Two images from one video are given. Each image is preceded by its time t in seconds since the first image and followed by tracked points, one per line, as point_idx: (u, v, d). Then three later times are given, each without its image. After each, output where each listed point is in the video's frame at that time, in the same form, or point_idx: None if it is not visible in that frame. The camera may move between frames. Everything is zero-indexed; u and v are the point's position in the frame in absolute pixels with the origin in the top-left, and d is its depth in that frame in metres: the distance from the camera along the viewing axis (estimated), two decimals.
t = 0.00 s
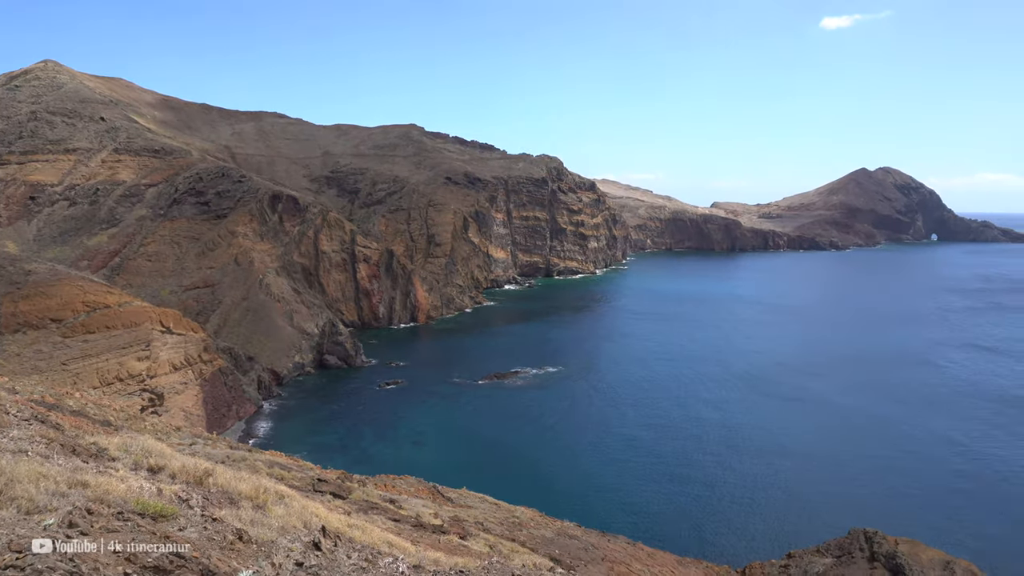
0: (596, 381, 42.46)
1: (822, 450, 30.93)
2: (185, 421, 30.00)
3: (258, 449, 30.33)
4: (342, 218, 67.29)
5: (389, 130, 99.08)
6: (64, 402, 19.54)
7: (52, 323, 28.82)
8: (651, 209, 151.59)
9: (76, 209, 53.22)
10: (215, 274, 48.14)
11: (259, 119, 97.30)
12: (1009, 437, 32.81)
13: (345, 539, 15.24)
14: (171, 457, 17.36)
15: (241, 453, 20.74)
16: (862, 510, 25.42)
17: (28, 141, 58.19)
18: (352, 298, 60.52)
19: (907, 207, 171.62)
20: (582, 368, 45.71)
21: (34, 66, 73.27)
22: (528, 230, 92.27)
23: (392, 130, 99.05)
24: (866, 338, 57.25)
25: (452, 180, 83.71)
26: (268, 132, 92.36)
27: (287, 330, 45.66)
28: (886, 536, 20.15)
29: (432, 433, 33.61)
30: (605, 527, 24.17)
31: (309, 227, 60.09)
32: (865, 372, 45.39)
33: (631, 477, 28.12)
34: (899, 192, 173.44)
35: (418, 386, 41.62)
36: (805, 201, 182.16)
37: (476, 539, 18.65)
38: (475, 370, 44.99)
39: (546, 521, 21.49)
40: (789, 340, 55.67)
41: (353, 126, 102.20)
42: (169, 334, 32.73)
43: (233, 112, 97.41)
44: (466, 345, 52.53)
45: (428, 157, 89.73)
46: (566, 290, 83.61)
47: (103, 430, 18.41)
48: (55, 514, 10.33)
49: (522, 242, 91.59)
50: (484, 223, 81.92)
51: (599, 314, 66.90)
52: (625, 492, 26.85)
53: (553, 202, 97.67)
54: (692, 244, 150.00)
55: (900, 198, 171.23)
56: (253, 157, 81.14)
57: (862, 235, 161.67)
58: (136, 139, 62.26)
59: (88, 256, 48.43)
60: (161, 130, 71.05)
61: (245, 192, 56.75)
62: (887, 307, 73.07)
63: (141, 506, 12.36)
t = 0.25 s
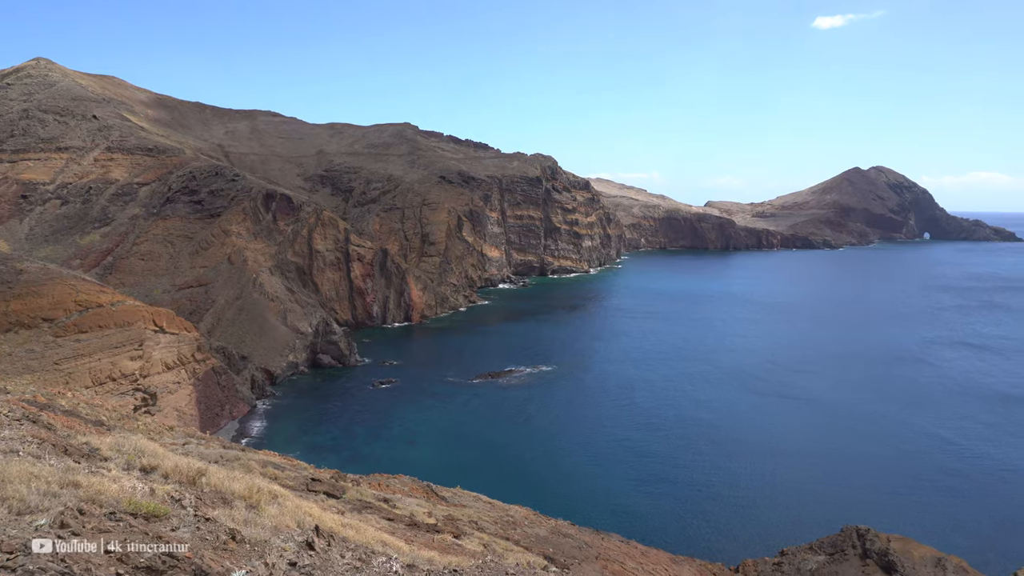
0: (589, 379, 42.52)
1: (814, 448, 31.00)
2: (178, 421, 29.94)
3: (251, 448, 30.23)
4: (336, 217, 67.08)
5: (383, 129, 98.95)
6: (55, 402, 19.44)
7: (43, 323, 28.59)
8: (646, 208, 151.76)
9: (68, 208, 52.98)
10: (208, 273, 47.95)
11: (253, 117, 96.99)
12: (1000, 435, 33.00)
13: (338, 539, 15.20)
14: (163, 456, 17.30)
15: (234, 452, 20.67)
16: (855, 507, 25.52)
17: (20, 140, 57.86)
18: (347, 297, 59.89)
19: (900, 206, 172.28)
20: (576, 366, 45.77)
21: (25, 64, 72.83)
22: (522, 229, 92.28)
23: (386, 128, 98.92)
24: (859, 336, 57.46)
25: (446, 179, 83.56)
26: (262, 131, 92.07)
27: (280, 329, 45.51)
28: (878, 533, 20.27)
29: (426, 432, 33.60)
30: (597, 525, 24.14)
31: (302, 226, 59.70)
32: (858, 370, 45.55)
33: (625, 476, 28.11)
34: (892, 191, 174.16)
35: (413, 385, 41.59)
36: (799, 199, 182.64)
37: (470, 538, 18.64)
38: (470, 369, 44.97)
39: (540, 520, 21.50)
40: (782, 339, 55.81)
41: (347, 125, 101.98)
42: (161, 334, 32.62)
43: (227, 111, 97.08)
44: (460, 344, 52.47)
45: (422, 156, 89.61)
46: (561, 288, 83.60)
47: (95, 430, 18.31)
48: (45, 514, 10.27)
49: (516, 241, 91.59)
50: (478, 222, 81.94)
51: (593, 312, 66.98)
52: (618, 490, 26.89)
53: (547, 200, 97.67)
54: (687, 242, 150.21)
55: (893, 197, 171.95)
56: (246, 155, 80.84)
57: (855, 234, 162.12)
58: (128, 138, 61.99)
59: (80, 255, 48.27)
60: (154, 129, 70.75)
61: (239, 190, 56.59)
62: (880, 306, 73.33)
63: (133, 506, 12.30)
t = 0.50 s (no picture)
0: (580, 379, 42.58)
1: (803, 446, 31.13)
2: (167, 422, 29.79)
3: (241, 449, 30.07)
4: (326, 217, 66.85)
5: (374, 128, 98.73)
6: (41, 403, 19.28)
7: (30, 324, 28.31)
8: (636, 208, 152.10)
9: (55, 208, 52.53)
10: (197, 273, 47.68)
11: (242, 117, 96.52)
12: (987, 432, 33.30)
13: (328, 540, 15.16)
14: (151, 458, 17.16)
15: (223, 454, 20.54)
16: (844, 504, 25.72)
17: (6, 139, 57.31)
18: (337, 297, 59.72)
19: (888, 205, 173.45)
20: (567, 366, 45.82)
21: (12, 62, 72.12)
22: (513, 228, 92.31)
23: (376, 128, 98.72)
24: (848, 335, 57.83)
25: (436, 179, 83.39)
26: (251, 130, 91.63)
27: (270, 330, 45.31)
28: (867, 530, 20.44)
29: (417, 433, 33.55)
30: (587, 525, 24.15)
31: (292, 226, 59.45)
32: (847, 368, 45.85)
33: (615, 475, 28.13)
34: (880, 190, 175.31)
35: (404, 385, 41.51)
36: (788, 199, 183.52)
37: (461, 538, 18.62)
38: (461, 369, 44.93)
39: (531, 520, 21.49)
40: (772, 338, 56.13)
41: (336, 124, 101.65)
42: (150, 334, 32.41)
43: (216, 110, 96.55)
44: (451, 344, 52.42)
45: (413, 155, 89.46)
46: (551, 288, 83.60)
47: (82, 432, 18.17)
48: (32, 517, 10.18)
49: (507, 241, 91.58)
50: (469, 222, 81.89)
51: (584, 312, 67.10)
52: (608, 489, 26.93)
53: (538, 200, 97.73)
54: (677, 242, 150.61)
55: (881, 196, 173.09)
56: (236, 155, 80.40)
57: (844, 233, 163.09)
58: (116, 137, 61.56)
59: (67, 255, 47.88)
60: (142, 128, 70.26)
61: (228, 190, 56.34)
62: (870, 304, 73.81)
63: (122, 509, 12.21)
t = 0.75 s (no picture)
0: (570, 378, 42.68)
1: (792, 444, 31.34)
2: (154, 423, 29.62)
3: (229, 450, 29.89)
4: (315, 217, 66.59)
5: (363, 128, 98.44)
6: (26, 405, 19.08)
7: (15, 325, 27.77)
8: (625, 207, 152.39)
9: (40, 208, 51.99)
10: (185, 273, 47.38)
11: (230, 116, 95.91)
12: (972, 429, 33.67)
13: (317, 541, 15.10)
14: (138, 460, 17.01)
15: (211, 455, 20.40)
16: (832, 501, 25.95)
17: None
18: (325, 297, 59.75)
19: (875, 205, 174.70)
20: (558, 365, 45.89)
21: None
22: (503, 228, 92.32)
23: (366, 127, 98.43)
24: (835, 333, 58.29)
25: (426, 178, 83.12)
26: (239, 130, 91.07)
27: (258, 330, 45.10)
28: (854, 527, 20.63)
29: (406, 432, 33.50)
30: (577, 524, 24.21)
31: (281, 226, 59.40)
32: (835, 366, 46.24)
33: (605, 474, 28.22)
34: (867, 190, 176.51)
35: (395, 385, 41.43)
36: (776, 198, 184.48)
37: (450, 538, 18.61)
38: (452, 369, 44.89)
39: (521, 519, 21.51)
40: (761, 336, 56.50)
41: (325, 124, 101.22)
42: (137, 335, 32.13)
43: (203, 109, 95.83)
44: (442, 343, 52.38)
45: (402, 155, 89.25)
46: (541, 288, 83.72)
47: (68, 434, 18.00)
48: (17, 520, 10.07)
49: (497, 241, 91.59)
50: (458, 221, 81.82)
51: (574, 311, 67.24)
52: (598, 488, 27.01)
53: (527, 200, 97.78)
54: (666, 242, 151.02)
55: (868, 196, 174.29)
56: (223, 154, 79.84)
57: (832, 232, 164.19)
58: (102, 137, 61.01)
59: (53, 256, 47.39)
60: (129, 127, 69.65)
61: (216, 190, 56.05)
62: (857, 303, 74.42)
63: (107, 511, 12.10)
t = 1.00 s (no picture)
0: (560, 376, 42.77)
1: (781, 442, 31.56)
2: (142, 424, 29.47)
3: (218, 451, 29.70)
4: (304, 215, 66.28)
5: (352, 126, 98.03)
6: (10, 406, 18.88)
7: None
8: (615, 206, 152.59)
9: (25, 207, 51.41)
10: (173, 273, 47.07)
11: (218, 114, 95.19)
12: (958, 426, 34.05)
13: (307, 541, 15.05)
14: (125, 460, 16.89)
15: (200, 456, 20.27)
16: (820, 498, 26.16)
17: None
18: (315, 297, 59.56)
19: (862, 203, 175.86)
20: (548, 364, 45.96)
21: None
22: (492, 227, 92.25)
23: (355, 126, 98.04)
24: (823, 331, 58.73)
25: (415, 177, 82.86)
26: (228, 128, 90.42)
27: (247, 330, 44.89)
28: (842, 524, 20.79)
29: (396, 432, 33.45)
30: (567, 522, 24.28)
31: (270, 224, 59.10)
32: (823, 364, 46.59)
33: (596, 472, 28.29)
34: (855, 189, 177.57)
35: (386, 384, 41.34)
36: (765, 197, 185.37)
37: (441, 537, 18.59)
38: (443, 368, 44.84)
39: (512, 518, 21.54)
40: (750, 334, 56.84)
41: (314, 122, 100.64)
42: (125, 335, 31.92)
43: (191, 107, 95.05)
44: (432, 343, 52.31)
45: (392, 154, 88.97)
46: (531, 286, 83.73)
47: (54, 435, 17.84)
48: (2, 522, 9.99)
49: (486, 240, 91.52)
50: (448, 220, 81.69)
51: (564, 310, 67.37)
52: (589, 486, 27.07)
53: (517, 199, 97.75)
54: (655, 240, 151.34)
55: (856, 195, 175.40)
56: (212, 153, 79.21)
57: (819, 231, 165.21)
58: (88, 135, 60.42)
59: (38, 255, 46.88)
60: (115, 125, 68.97)
61: (204, 188, 55.77)
62: (845, 301, 75.03)
63: (95, 512, 12.00)
